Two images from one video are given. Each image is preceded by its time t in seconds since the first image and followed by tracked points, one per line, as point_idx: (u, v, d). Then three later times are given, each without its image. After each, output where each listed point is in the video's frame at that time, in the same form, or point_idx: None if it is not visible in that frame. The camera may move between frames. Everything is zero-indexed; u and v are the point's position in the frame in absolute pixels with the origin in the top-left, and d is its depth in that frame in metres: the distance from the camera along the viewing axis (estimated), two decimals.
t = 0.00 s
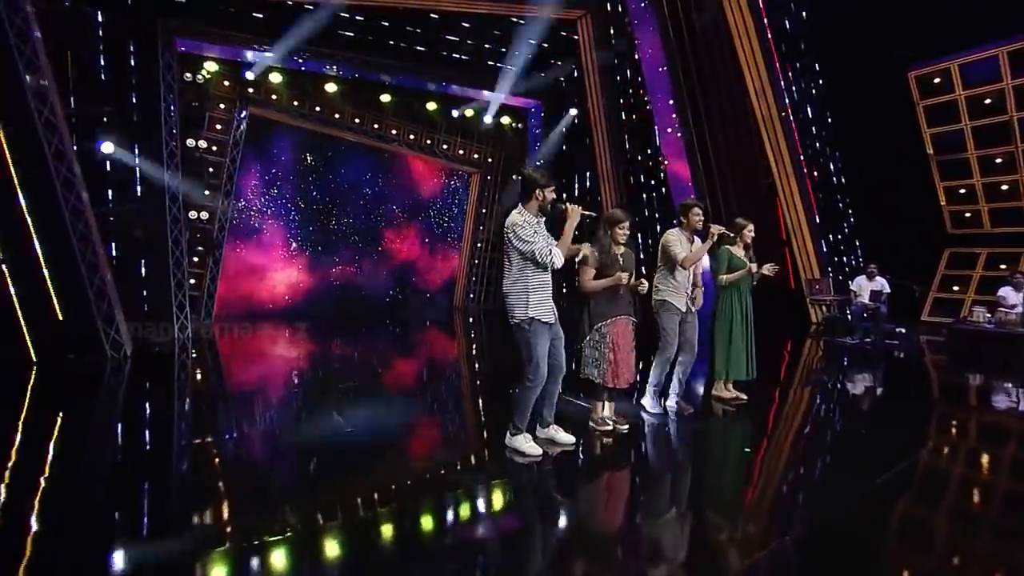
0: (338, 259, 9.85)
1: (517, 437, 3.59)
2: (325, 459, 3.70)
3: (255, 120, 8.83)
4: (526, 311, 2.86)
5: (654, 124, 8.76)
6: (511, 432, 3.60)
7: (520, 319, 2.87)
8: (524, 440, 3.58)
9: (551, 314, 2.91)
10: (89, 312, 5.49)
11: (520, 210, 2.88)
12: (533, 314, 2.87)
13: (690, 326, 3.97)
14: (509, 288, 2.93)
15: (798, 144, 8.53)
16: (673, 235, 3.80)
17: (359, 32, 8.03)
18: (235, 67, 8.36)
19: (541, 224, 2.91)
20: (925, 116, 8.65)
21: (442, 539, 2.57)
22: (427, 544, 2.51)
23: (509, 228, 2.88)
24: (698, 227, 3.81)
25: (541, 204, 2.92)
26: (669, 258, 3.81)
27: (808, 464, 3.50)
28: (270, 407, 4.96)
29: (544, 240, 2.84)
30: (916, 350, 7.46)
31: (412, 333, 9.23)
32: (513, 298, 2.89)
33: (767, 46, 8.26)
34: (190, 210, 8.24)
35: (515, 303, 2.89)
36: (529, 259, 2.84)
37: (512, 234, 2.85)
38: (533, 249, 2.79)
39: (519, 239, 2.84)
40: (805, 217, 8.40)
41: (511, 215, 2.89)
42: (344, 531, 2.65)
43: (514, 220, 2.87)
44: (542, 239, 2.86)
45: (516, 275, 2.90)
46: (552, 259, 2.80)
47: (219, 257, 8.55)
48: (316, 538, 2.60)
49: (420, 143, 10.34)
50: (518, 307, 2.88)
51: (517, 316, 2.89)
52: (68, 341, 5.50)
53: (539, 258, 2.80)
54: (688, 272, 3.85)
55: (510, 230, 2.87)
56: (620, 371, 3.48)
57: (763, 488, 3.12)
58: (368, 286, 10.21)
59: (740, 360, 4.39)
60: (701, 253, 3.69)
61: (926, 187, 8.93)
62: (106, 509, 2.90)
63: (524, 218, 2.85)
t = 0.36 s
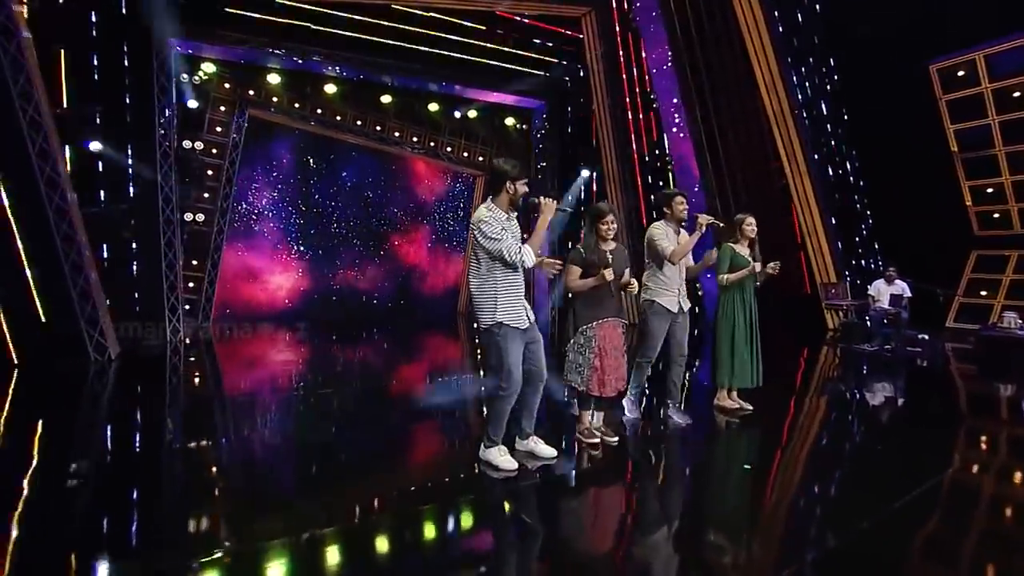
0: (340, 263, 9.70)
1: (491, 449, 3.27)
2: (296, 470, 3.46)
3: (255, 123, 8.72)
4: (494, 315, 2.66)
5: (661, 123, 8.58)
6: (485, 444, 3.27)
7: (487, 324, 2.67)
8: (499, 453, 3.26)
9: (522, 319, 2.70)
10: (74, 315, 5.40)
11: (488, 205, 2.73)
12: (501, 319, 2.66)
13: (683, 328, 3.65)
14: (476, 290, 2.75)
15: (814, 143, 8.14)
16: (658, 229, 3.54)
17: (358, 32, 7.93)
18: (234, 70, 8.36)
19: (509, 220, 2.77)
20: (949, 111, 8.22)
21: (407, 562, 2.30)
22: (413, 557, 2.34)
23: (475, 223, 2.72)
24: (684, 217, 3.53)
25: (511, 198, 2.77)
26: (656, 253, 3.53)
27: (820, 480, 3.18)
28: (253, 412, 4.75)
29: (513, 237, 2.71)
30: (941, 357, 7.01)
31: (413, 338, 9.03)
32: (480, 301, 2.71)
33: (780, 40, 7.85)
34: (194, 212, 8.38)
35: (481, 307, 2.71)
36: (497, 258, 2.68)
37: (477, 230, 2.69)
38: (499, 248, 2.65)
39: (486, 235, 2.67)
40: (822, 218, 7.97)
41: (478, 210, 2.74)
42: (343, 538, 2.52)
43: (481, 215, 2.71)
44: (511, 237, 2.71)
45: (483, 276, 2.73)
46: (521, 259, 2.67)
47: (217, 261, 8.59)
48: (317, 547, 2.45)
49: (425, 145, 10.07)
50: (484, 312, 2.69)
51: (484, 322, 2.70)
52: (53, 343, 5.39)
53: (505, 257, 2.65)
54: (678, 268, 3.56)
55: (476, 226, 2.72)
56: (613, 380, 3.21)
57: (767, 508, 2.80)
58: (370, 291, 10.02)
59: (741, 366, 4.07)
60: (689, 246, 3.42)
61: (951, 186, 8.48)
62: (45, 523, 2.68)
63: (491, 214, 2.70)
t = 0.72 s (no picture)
0: (344, 268, 9.59)
1: (459, 464, 3.01)
2: (262, 481, 3.26)
3: (259, 128, 8.69)
4: (458, 314, 2.51)
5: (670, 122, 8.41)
6: (452, 458, 3.01)
7: (450, 324, 2.53)
8: (468, 467, 2.99)
9: (487, 320, 2.55)
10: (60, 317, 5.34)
11: (457, 194, 2.53)
12: (466, 319, 2.52)
13: (663, 332, 3.32)
14: (441, 288, 2.58)
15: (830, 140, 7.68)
16: (634, 227, 3.26)
17: (360, 33, 7.88)
18: (235, 73, 8.28)
19: (478, 210, 2.58)
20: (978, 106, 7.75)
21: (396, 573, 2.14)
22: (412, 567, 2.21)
23: (441, 214, 2.51)
24: (663, 214, 3.28)
25: (481, 186, 2.58)
26: (629, 254, 3.28)
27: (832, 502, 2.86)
28: (235, 416, 4.61)
29: (482, 229, 2.51)
30: (972, 368, 6.54)
31: (418, 343, 8.88)
32: (444, 300, 2.55)
33: (793, 34, 7.46)
34: (191, 216, 8.29)
35: (446, 306, 2.55)
36: (464, 252, 2.49)
37: (444, 221, 2.49)
38: (467, 241, 2.45)
39: (453, 227, 2.48)
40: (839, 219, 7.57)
41: (444, 200, 2.53)
42: (343, 547, 2.38)
43: (447, 205, 2.50)
44: (479, 228, 2.51)
45: (449, 272, 2.55)
46: (490, 252, 2.48)
47: (220, 265, 8.52)
48: (313, 558, 2.31)
49: (430, 149, 9.96)
50: (449, 311, 2.54)
51: (447, 322, 2.55)
52: (45, 346, 5.33)
53: (472, 251, 2.46)
54: (657, 268, 3.26)
55: (442, 218, 2.51)
56: (603, 390, 2.92)
57: (769, 533, 2.49)
58: (375, 296, 9.89)
59: (745, 377, 3.76)
60: (664, 244, 3.10)
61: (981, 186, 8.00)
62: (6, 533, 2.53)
63: (459, 204, 2.50)
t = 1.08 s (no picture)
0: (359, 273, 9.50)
1: (426, 479, 2.75)
2: (235, 489, 3.13)
3: (272, 134, 8.72)
4: (423, 324, 2.35)
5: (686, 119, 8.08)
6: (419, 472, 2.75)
7: (414, 334, 2.36)
8: (436, 483, 2.74)
9: (454, 331, 2.37)
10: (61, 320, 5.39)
11: (423, 194, 2.43)
12: (430, 328, 2.34)
13: (653, 339, 3.15)
14: (406, 295, 2.41)
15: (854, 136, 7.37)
16: (617, 231, 3.09)
17: (366, 38, 7.87)
18: (245, 79, 8.37)
19: (446, 213, 2.45)
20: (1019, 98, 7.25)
21: None
22: None
23: (404, 215, 2.39)
24: (647, 217, 3.12)
25: (447, 183, 2.47)
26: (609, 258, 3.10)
27: (850, 526, 2.58)
28: (228, 421, 4.53)
29: (446, 233, 2.36)
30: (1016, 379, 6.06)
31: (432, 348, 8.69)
32: (409, 308, 2.39)
33: (813, 26, 7.20)
34: (196, 222, 8.37)
35: (410, 314, 2.38)
36: (428, 256, 2.34)
37: (406, 222, 2.37)
38: (429, 244, 2.32)
39: (416, 230, 2.34)
40: (865, 221, 7.17)
41: (410, 200, 2.42)
42: (353, 555, 2.31)
43: (412, 205, 2.39)
44: (444, 233, 2.38)
45: (413, 277, 2.39)
46: (454, 260, 2.32)
47: (231, 270, 8.58)
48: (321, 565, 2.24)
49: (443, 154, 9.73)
50: (413, 319, 2.37)
51: (411, 332, 2.38)
52: (54, 349, 5.39)
53: (435, 256, 2.32)
54: (641, 275, 3.08)
55: (405, 221, 2.39)
56: (587, 401, 2.71)
57: (768, 562, 2.21)
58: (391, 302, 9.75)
59: (751, 390, 3.47)
60: (647, 249, 2.91)
61: None
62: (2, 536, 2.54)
63: (423, 205, 2.38)
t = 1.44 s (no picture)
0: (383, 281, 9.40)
1: (394, 496, 2.56)
2: (214, 496, 3.05)
3: (291, 141, 8.79)
4: (383, 331, 2.25)
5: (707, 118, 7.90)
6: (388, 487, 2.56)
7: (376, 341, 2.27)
8: (404, 501, 2.54)
9: (417, 339, 2.26)
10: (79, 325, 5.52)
11: (389, 194, 2.32)
12: (393, 337, 2.24)
13: (653, 349, 2.92)
14: (371, 299, 2.32)
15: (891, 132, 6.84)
16: (610, 236, 2.88)
17: (380, 45, 7.94)
18: (266, 87, 8.56)
19: (413, 217, 2.32)
20: None
21: None
22: None
23: (368, 215, 2.30)
24: (643, 221, 2.92)
25: (420, 190, 2.34)
26: (603, 265, 2.90)
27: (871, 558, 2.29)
28: (231, 425, 4.53)
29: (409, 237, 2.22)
30: None
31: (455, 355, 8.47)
32: (372, 313, 2.29)
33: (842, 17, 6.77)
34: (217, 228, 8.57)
35: (374, 320, 2.29)
36: (388, 260, 2.22)
37: (368, 222, 2.27)
38: (387, 248, 2.19)
39: (376, 232, 2.24)
40: (903, 221, 6.64)
41: (376, 200, 2.33)
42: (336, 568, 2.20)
43: (376, 206, 2.29)
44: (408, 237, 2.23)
45: (377, 281, 2.29)
46: (413, 265, 2.16)
47: (251, 277, 8.73)
48: None
49: (462, 160, 9.72)
50: (376, 325, 2.28)
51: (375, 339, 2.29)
52: (74, 353, 5.54)
53: (395, 261, 2.18)
54: (636, 278, 2.89)
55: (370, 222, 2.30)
56: (569, 413, 2.52)
57: None
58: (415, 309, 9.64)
59: (761, 404, 3.19)
60: (640, 253, 2.71)
61: None
62: None
63: (388, 206, 2.28)
